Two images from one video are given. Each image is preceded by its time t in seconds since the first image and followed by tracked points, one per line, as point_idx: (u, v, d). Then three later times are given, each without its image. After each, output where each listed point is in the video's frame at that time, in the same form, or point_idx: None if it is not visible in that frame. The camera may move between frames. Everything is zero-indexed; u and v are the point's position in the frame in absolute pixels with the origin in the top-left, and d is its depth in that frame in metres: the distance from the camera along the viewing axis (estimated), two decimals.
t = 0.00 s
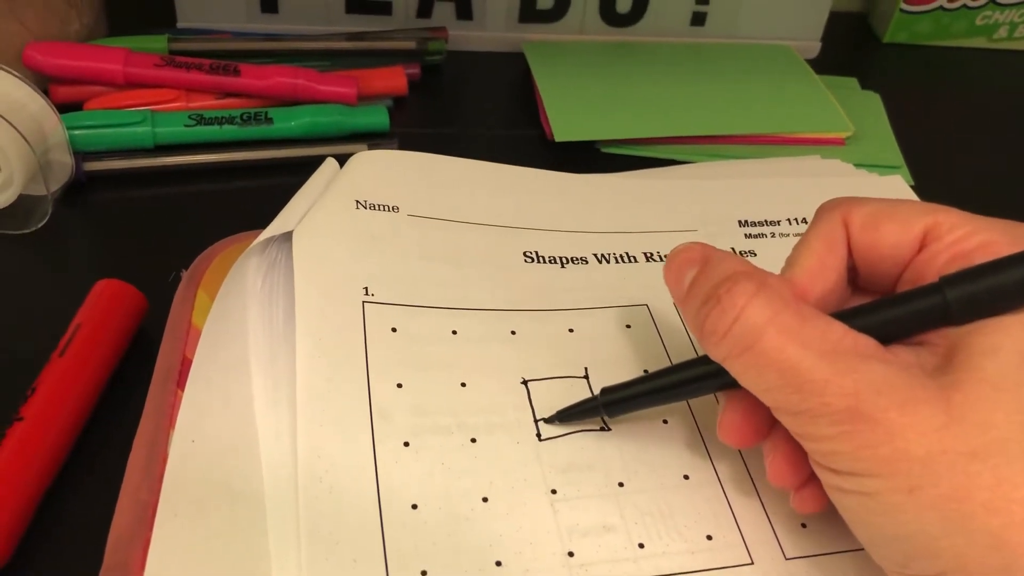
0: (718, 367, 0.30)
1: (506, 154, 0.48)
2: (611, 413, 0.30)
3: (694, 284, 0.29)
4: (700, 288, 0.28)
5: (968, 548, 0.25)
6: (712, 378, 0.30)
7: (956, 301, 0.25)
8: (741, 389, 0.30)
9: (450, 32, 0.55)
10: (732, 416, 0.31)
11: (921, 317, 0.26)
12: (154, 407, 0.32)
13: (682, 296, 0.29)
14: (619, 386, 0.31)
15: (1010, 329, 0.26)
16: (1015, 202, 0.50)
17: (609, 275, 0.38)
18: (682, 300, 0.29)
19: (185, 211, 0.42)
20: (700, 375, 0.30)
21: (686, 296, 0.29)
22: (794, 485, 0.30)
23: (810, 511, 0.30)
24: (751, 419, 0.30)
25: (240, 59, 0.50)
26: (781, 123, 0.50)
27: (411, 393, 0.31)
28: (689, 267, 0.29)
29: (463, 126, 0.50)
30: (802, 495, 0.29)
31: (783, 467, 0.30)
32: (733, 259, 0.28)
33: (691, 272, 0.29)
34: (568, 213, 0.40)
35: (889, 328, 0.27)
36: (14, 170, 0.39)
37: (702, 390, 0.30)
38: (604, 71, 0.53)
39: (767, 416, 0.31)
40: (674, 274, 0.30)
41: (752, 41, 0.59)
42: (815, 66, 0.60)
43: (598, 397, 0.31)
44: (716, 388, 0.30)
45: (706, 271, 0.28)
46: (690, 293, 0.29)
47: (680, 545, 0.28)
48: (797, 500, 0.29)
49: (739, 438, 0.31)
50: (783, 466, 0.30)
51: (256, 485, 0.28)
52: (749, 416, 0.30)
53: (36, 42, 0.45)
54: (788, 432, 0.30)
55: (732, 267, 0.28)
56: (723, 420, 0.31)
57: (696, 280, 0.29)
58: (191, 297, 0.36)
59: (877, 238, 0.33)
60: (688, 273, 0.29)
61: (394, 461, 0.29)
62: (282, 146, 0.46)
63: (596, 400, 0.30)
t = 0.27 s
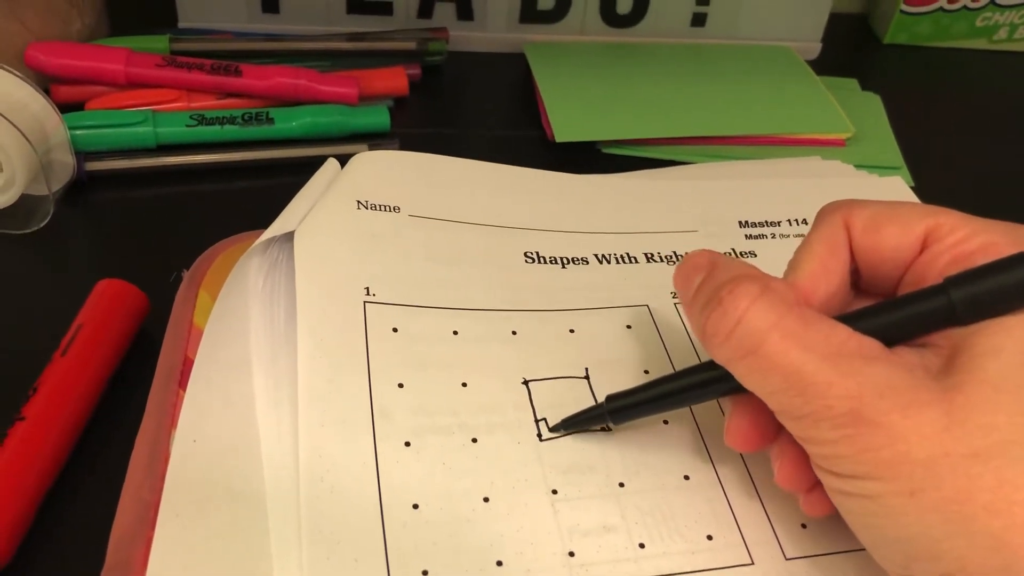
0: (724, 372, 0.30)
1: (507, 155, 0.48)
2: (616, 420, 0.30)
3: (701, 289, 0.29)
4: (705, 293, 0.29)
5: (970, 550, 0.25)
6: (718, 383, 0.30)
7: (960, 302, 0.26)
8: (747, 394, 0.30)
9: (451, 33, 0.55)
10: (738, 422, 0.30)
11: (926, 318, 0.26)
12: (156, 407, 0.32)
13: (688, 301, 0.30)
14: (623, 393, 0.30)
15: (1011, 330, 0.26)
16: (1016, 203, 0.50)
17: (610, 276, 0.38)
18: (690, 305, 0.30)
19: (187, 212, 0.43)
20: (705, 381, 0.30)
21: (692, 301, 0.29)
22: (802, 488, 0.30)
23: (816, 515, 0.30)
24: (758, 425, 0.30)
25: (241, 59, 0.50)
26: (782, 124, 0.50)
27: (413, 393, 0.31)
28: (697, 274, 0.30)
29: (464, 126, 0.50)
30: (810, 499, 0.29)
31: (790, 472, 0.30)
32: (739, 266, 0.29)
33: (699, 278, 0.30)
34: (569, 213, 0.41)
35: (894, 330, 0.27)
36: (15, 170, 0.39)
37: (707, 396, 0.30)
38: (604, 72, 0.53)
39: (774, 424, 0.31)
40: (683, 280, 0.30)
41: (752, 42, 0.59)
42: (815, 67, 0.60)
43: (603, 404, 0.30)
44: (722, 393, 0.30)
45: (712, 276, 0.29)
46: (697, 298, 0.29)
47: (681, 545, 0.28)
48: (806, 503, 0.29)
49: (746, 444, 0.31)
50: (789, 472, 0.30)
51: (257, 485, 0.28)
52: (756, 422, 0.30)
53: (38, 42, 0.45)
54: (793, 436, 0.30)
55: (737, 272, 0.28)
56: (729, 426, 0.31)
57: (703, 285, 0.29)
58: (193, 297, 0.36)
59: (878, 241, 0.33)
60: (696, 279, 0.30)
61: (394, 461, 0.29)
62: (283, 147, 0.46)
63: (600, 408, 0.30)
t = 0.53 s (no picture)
0: (731, 378, 0.29)
1: (509, 157, 0.48)
2: (622, 427, 0.30)
3: (705, 293, 0.29)
4: (709, 296, 0.29)
5: (973, 553, 0.25)
6: (726, 390, 0.29)
7: (967, 303, 0.25)
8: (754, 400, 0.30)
9: (452, 34, 0.56)
10: (745, 429, 0.30)
11: (933, 320, 0.26)
12: (159, 409, 0.32)
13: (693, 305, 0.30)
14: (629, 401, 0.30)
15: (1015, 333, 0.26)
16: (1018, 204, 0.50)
17: (612, 278, 0.38)
18: (694, 308, 0.30)
19: (189, 214, 0.43)
20: (713, 387, 0.30)
21: (696, 304, 0.29)
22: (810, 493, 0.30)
23: (825, 520, 0.30)
24: (766, 432, 0.30)
25: (243, 61, 0.50)
26: (783, 126, 0.50)
27: (415, 395, 0.31)
28: (701, 278, 0.30)
29: (466, 128, 0.51)
30: (819, 504, 0.30)
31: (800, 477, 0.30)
32: (743, 269, 0.29)
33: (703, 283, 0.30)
34: (571, 216, 0.41)
35: (899, 333, 0.27)
36: (17, 172, 0.39)
37: (715, 403, 0.30)
38: (606, 74, 0.53)
39: (781, 431, 0.31)
40: (688, 284, 0.30)
41: (754, 44, 0.59)
42: (817, 68, 0.60)
43: (609, 412, 0.30)
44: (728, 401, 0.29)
45: (716, 280, 0.29)
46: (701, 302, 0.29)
47: (684, 547, 0.28)
48: (816, 508, 0.30)
49: (754, 450, 0.31)
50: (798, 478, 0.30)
51: (260, 488, 0.28)
52: (763, 428, 0.30)
53: (40, 44, 0.45)
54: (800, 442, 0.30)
55: (740, 276, 0.28)
56: (737, 433, 0.31)
57: (707, 289, 0.29)
58: (195, 300, 0.36)
59: (881, 245, 0.33)
60: (700, 283, 0.30)
61: (397, 464, 0.29)
62: (285, 148, 0.46)
63: (606, 416, 0.30)
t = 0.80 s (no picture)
0: (728, 373, 0.30)
1: (508, 154, 0.48)
2: (621, 424, 0.30)
3: (705, 287, 0.29)
4: (709, 291, 0.29)
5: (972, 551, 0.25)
6: (724, 386, 0.30)
7: (966, 296, 0.26)
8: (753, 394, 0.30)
9: (452, 32, 0.55)
10: (744, 424, 0.30)
11: (936, 313, 0.26)
12: (157, 407, 0.32)
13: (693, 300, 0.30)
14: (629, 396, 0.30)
15: (1016, 329, 0.26)
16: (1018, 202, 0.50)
17: (611, 275, 0.38)
18: (693, 304, 0.30)
19: (187, 212, 0.43)
20: (713, 381, 0.30)
21: (696, 299, 0.29)
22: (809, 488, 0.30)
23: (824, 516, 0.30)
24: (765, 427, 0.30)
25: (242, 58, 0.50)
26: (783, 123, 0.50)
27: (413, 392, 0.31)
28: (701, 273, 0.30)
29: (465, 126, 0.50)
30: (818, 499, 0.29)
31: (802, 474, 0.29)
32: (743, 264, 0.29)
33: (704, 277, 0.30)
34: (570, 213, 0.40)
35: (898, 327, 0.27)
36: (16, 169, 0.39)
37: (713, 398, 0.30)
38: (605, 71, 0.53)
39: (779, 426, 0.31)
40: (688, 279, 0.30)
41: (753, 41, 0.59)
42: (816, 66, 0.60)
43: (609, 408, 0.30)
44: (727, 395, 0.30)
45: (716, 275, 0.29)
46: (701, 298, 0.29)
47: (683, 545, 0.28)
48: (814, 503, 0.29)
49: (752, 444, 0.30)
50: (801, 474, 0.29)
51: (259, 486, 0.28)
52: (762, 424, 0.30)
53: (39, 42, 0.45)
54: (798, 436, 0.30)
55: (741, 270, 0.28)
56: (737, 428, 0.30)
57: (707, 284, 0.29)
58: (193, 297, 0.36)
59: (880, 240, 0.33)
60: (700, 279, 0.30)
61: (395, 461, 0.29)
62: (284, 146, 0.46)
63: (606, 412, 0.30)
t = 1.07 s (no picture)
0: (782, 317, 0.30)
1: (508, 151, 0.48)
2: (667, 349, 0.32)
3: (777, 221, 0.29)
4: (781, 225, 0.28)
5: (990, 517, 0.25)
6: (775, 325, 0.30)
7: None
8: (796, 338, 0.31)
9: (451, 30, 0.55)
10: (784, 363, 0.32)
11: (994, 285, 0.26)
12: (156, 403, 0.32)
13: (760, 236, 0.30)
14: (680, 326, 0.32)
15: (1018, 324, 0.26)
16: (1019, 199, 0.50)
17: (612, 271, 0.37)
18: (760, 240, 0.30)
19: (186, 210, 0.42)
20: (763, 325, 0.31)
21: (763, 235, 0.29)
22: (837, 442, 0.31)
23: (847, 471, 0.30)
24: (802, 369, 0.31)
25: (241, 56, 0.50)
26: (783, 120, 0.50)
27: (413, 387, 0.31)
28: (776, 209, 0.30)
29: (465, 123, 0.50)
30: (843, 452, 0.30)
31: (830, 419, 0.31)
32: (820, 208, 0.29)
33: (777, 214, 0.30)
34: (571, 209, 0.40)
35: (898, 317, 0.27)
36: (15, 167, 0.39)
37: (764, 336, 0.31)
38: (605, 68, 0.53)
39: (819, 373, 0.32)
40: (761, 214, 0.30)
41: (754, 38, 0.59)
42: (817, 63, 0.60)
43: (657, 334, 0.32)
44: (774, 336, 0.31)
45: (791, 212, 0.29)
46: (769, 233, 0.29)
47: (684, 542, 0.28)
48: (839, 455, 0.30)
49: (789, 387, 0.32)
50: (828, 419, 0.31)
51: (257, 483, 0.28)
52: (801, 365, 0.31)
53: (37, 39, 0.45)
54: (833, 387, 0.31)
55: (817, 211, 0.28)
56: (777, 366, 0.32)
57: (780, 219, 0.29)
58: (193, 294, 0.36)
59: (956, 215, 0.33)
60: (773, 215, 0.30)
61: (394, 457, 0.29)
62: (283, 144, 0.46)
63: (654, 336, 0.32)
